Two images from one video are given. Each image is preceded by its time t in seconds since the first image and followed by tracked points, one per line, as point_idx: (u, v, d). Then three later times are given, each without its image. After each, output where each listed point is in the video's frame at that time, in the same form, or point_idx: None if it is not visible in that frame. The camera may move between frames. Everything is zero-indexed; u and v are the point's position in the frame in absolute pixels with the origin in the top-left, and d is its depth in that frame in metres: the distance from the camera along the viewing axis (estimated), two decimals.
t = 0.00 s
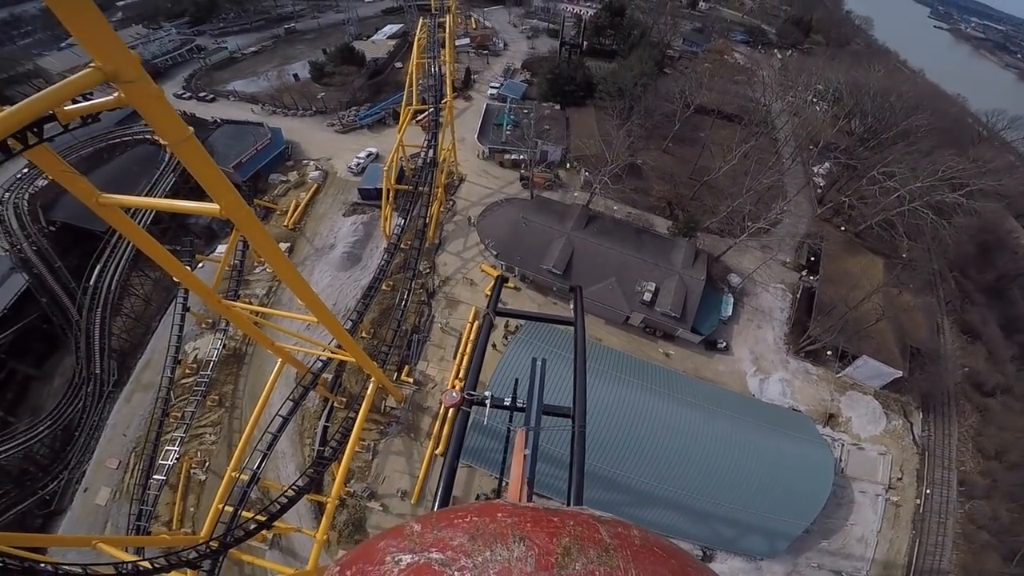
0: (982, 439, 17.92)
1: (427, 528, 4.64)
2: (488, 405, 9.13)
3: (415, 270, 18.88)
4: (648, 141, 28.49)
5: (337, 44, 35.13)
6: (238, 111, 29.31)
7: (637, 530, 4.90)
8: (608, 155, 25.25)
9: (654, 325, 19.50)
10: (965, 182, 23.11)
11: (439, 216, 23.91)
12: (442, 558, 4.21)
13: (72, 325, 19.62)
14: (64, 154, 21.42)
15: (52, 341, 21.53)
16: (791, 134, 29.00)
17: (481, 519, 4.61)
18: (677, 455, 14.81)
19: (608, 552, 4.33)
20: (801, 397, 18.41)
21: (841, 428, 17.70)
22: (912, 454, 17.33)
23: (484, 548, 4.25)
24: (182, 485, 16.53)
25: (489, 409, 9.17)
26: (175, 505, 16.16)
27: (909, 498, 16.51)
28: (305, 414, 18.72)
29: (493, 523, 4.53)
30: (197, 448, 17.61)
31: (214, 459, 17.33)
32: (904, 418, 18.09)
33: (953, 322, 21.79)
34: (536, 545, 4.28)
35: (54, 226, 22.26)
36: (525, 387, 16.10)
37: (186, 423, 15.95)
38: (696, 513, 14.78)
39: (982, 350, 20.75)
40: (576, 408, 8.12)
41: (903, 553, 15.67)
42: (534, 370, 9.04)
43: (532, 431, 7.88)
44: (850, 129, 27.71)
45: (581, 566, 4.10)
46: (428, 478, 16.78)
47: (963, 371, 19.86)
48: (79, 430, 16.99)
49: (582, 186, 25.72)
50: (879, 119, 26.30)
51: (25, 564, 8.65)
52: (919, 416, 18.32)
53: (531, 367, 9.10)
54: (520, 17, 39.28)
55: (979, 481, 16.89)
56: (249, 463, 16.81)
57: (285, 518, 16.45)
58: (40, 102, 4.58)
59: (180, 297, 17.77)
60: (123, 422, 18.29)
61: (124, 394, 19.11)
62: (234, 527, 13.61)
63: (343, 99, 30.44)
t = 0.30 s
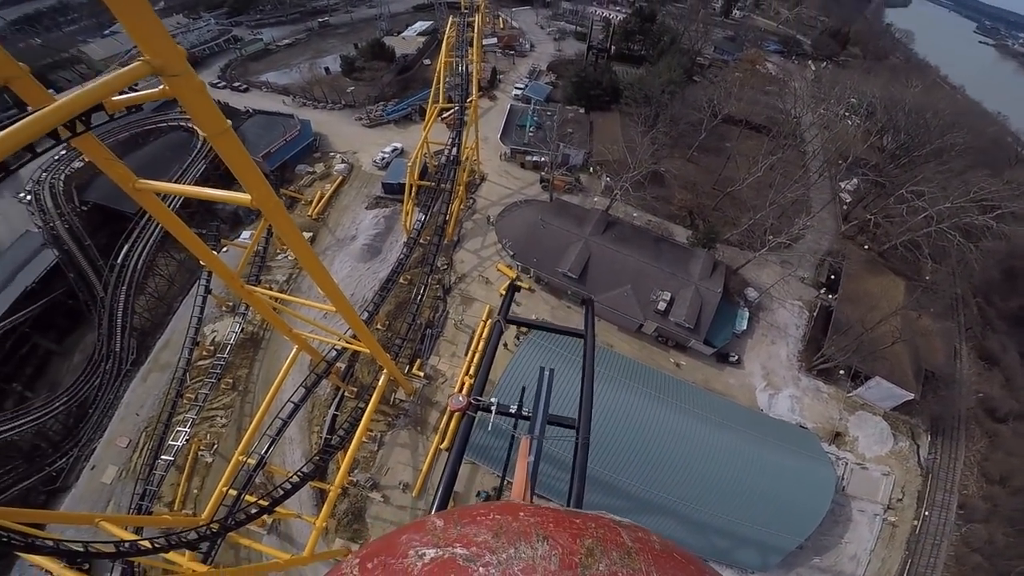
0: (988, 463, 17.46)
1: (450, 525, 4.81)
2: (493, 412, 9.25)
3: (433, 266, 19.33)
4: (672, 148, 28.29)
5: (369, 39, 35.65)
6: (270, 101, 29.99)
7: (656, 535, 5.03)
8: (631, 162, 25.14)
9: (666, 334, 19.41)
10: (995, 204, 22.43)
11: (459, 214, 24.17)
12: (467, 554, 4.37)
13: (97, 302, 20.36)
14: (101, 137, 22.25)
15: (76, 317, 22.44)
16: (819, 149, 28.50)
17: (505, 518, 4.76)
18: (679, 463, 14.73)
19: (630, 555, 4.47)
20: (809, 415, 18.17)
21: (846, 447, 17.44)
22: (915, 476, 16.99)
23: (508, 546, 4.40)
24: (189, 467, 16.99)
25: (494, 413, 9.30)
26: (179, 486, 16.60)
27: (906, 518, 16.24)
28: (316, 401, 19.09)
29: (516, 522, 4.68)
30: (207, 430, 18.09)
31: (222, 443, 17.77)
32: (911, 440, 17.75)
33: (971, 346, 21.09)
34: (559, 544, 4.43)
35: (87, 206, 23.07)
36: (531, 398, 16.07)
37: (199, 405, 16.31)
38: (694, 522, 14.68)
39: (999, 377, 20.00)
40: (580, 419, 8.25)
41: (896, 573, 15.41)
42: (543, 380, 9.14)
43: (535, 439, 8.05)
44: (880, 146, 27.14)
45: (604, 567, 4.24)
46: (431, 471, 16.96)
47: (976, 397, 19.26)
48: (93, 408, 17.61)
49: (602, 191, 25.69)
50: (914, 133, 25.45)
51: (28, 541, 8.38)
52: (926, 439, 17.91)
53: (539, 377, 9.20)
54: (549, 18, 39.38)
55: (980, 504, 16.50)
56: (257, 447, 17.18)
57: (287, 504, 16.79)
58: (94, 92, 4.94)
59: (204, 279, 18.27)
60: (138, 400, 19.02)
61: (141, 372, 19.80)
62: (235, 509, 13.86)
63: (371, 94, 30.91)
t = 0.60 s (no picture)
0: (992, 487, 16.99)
1: (471, 521, 4.98)
2: (499, 423, 9.40)
3: (450, 262, 20.14)
4: (698, 158, 28.06)
5: (402, 34, 36.15)
6: (303, 92, 30.66)
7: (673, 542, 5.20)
8: (656, 169, 24.96)
9: (679, 345, 19.32)
10: None
11: (479, 212, 24.43)
12: (488, 551, 4.52)
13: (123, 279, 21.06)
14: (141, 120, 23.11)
15: (101, 292, 23.22)
16: (849, 165, 27.92)
17: (526, 517, 4.95)
18: (680, 473, 14.61)
19: (650, 559, 4.65)
20: (816, 434, 17.96)
21: (850, 467, 17.20)
22: (916, 498, 16.64)
23: (529, 544, 4.57)
24: (198, 448, 17.43)
25: (500, 423, 9.43)
26: (186, 467, 17.01)
27: (901, 539, 15.92)
28: (328, 389, 19.48)
29: (537, 522, 4.86)
30: (220, 411, 18.53)
31: (233, 426, 18.19)
32: (916, 463, 17.40)
33: (987, 373, 20.45)
34: (582, 544, 4.60)
35: (122, 186, 23.95)
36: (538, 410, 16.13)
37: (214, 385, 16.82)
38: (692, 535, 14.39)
39: (1015, 407, 19.22)
40: (586, 431, 8.42)
41: None
42: (550, 392, 9.32)
43: (540, 451, 8.32)
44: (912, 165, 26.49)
45: (625, 569, 4.41)
46: (435, 464, 17.19)
47: (987, 423, 18.71)
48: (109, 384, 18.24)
49: (625, 197, 25.65)
50: (951, 151, 24.58)
51: (37, 515, 7.73)
52: (932, 462, 17.52)
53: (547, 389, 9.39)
54: (580, 21, 39.44)
55: (977, 528, 16.10)
56: (268, 432, 17.46)
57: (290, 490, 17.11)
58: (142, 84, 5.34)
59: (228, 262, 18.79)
60: (155, 377, 19.67)
61: (161, 350, 20.44)
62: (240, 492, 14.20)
63: (401, 89, 31.40)
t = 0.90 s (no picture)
0: (992, 512, 16.63)
1: (488, 517, 4.93)
2: (506, 431, 9.43)
3: (467, 260, 20.47)
4: (723, 169, 27.83)
5: (433, 31, 36.55)
6: (333, 85, 31.26)
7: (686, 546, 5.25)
8: (680, 179, 24.81)
9: (689, 356, 19.24)
10: None
11: (499, 212, 24.65)
12: (507, 547, 4.47)
13: (150, 258, 21.74)
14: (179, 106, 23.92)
15: (127, 269, 24.12)
16: (879, 183, 27.30)
17: (544, 515, 4.92)
18: (679, 480, 14.62)
19: (667, 561, 4.69)
20: (822, 452, 17.77)
21: (851, 486, 17.03)
22: (913, 520, 16.44)
23: (549, 541, 4.54)
24: (209, 429, 17.91)
25: (506, 431, 9.45)
26: (195, 448, 17.49)
27: (894, 561, 15.76)
28: (340, 377, 19.87)
29: (556, 521, 4.83)
30: (233, 393, 19.05)
31: (244, 408, 18.65)
32: (918, 486, 17.12)
33: (1001, 400, 19.88)
34: (602, 545, 4.60)
35: (156, 168, 24.79)
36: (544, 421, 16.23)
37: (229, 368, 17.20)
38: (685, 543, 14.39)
39: None
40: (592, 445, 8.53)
41: None
42: (558, 404, 9.42)
43: (544, 461, 8.52)
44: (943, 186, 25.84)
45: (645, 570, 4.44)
46: (439, 458, 17.47)
47: (996, 449, 18.24)
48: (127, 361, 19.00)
49: (646, 206, 25.58)
50: (986, 173, 23.85)
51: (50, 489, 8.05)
52: (934, 486, 17.20)
53: (555, 400, 9.46)
54: (611, 25, 39.45)
55: (970, 551, 15.87)
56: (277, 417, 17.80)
57: (294, 476, 17.51)
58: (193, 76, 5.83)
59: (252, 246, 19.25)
60: (173, 356, 20.32)
61: (181, 330, 21.06)
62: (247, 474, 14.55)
63: (429, 86, 31.75)
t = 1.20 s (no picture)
0: (987, 530, 16.37)
1: (506, 516, 5.03)
2: (510, 435, 9.54)
3: (482, 258, 20.59)
4: (746, 179, 27.48)
5: (462, 29, 36.88)
6: (362, 80, 31.83)
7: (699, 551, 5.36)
8: (701, 187, 24.62)
9: (700, 366, 19.12)
10: None
11: (517, 212, 24.83)
12: (527, 545, 4.55)
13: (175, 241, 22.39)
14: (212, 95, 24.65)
15: (152, 251, 24.96)
16: (906, 200, 26.64)
17: (563, 515, 5.03)
18: (676, 484, 14.54)
19: (684, 563, 4.81)
20: (824, 465, 17.53)
21: (850, 500, 16.82)
22: (908, 535, 16.21)
23: (569, 540, 4.64)
24: (219, 412, 18.40)
25: (511, 437, 9.55)
26: (204, 430, 17.98)
27: None
28: (351, 368, 20.24)
29: (575, 521, 4.95)
30: (246, 377, 19.57)
31: (255, 394, 19.12)
32: (916, 501, 16.84)
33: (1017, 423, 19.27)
34: (620, 545, 4.70)
35: (186, 155, 25.56)
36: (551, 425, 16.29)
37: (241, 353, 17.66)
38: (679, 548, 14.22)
39: None
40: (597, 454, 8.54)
41: None
42: (564, 410, 9.24)
43: (549, 465, 8.63)
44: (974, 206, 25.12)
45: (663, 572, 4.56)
46: (442, 452, 17.66)
47: (999, 467, 17.86)
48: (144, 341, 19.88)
49: (665, 213, 25.45)
50: (1019, 192, 23.14)
51: (59, 467, 8.35)
52: (933, 501, 16.89)
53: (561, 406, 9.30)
54: (641, 29, 39.32)
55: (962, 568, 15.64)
56: (288, 404, 18.18)
57: (299, 462, 17.91)
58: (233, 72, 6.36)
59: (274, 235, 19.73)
60: (190, 339, 20.87)
61: (200, 312, 21.68)
62: (253, 459, 14.89)
63: (455, 83, 32.05)
